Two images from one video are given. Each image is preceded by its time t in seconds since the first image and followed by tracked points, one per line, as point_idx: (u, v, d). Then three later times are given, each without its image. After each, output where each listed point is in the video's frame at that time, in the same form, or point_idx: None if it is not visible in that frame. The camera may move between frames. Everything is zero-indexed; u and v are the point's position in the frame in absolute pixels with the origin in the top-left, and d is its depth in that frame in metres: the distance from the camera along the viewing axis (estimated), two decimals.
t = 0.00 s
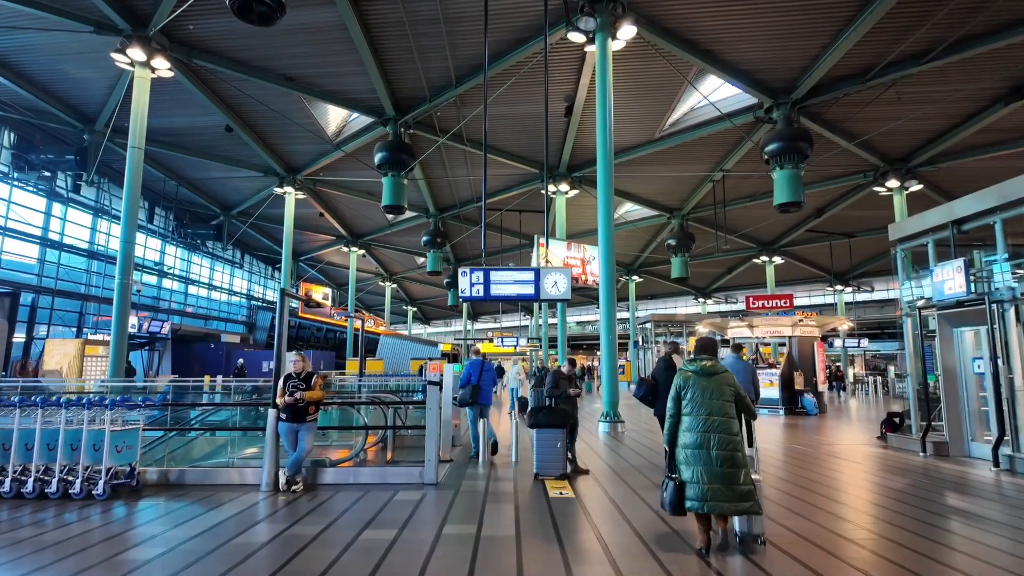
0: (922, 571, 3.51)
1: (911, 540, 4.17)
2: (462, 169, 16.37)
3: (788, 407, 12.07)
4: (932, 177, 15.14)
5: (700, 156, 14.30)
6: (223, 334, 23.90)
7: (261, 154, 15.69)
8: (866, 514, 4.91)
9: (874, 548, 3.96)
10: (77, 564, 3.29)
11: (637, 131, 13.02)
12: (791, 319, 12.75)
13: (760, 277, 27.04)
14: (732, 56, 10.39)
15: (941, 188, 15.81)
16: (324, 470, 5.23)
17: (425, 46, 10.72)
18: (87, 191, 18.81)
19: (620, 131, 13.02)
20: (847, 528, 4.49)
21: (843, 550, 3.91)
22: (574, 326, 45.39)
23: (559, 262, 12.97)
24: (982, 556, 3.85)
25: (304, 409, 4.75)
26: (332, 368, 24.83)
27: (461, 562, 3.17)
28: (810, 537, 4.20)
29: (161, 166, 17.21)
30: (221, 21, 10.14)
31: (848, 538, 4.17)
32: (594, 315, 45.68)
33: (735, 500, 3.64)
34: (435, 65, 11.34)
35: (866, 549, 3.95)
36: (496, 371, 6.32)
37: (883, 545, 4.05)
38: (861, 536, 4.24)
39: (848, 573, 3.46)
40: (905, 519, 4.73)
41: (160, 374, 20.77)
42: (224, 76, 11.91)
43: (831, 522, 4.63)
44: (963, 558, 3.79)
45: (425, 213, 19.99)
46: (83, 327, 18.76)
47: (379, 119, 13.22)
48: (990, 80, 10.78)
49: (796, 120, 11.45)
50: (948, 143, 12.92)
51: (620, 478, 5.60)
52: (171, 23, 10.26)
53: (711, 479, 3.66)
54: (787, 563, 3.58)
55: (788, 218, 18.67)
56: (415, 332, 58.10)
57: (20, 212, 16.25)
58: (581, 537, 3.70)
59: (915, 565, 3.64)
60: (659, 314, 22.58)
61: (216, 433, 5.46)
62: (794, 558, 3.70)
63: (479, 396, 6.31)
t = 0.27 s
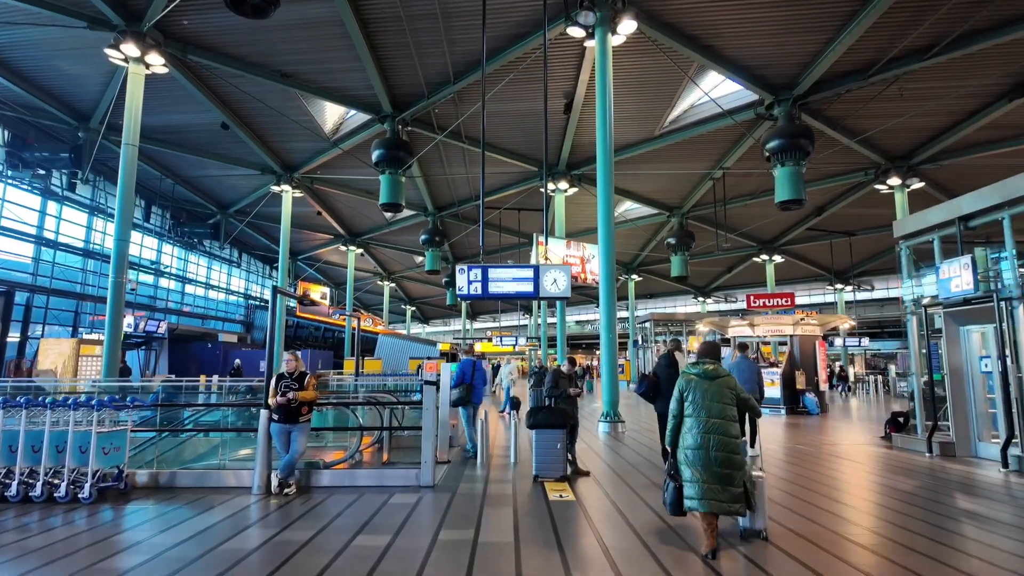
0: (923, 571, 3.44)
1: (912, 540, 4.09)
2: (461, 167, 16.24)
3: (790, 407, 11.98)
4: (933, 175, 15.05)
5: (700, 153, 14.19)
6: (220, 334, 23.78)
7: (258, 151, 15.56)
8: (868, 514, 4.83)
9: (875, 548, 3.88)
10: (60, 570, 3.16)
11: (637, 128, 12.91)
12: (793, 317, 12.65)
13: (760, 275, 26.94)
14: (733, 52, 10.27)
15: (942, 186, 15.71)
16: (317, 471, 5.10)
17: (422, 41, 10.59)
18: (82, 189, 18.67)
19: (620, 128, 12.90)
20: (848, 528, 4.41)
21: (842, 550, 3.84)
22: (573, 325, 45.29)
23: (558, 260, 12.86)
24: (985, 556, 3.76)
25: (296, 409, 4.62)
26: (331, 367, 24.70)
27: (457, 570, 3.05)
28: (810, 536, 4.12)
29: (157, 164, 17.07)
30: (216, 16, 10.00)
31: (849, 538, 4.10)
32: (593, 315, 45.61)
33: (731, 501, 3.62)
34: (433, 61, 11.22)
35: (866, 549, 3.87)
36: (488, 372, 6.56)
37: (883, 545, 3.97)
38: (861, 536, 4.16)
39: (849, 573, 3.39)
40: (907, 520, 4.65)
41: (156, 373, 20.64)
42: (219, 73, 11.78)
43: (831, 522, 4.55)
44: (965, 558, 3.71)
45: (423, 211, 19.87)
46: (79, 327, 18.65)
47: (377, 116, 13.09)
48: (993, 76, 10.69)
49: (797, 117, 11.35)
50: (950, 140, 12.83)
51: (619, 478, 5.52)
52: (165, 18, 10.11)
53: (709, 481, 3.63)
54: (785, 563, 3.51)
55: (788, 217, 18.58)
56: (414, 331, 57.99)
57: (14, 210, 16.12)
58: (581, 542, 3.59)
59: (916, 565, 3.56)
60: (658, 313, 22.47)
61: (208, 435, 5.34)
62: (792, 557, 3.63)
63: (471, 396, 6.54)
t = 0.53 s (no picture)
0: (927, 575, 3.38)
1: (915, 544, 4.03)
2: (461, 167, 16.16)
3: (793, 408, 11.88)
4: (936, 174, 14.94)
5: (701, 153, 14.10)
6: (219, 334, 23.69)
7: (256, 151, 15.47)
8: (872, 517, 4.77)
9: (877, 552, 3.82)
10: None
11: (638, 127, 12.82)
12: (795, 318, 12.59)
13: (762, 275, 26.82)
14: (735, 50, 10.17)
15: (945, 185, 15.62)
16: (313, 476, 5.00)
17: (422, 39, 10.50)
18: (80, 189, 18.58)
19: (621, 127, 12.80)
20: (850, 530, 4.35)
21: (845, 553, 3.78)
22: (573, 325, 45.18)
23: (559, 260, 12.76)
24: (990, 561, 3.69)
25: (292, 412, 4.53)
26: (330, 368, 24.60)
27: None
28: (811, 538, 4.06)
29: (156, 164, 16.97)
30: (213, 14, 9.91)
31: (852, 541, 4.04)
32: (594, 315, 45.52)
33: (731, 495, 3.67)
34: (432, 59, 11.13)
35: (869, 552, 3.81)
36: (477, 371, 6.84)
37: (886, 549, 3.91)
38: (863, 539, 4.11)
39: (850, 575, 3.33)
40: (916, 525, 4.55)
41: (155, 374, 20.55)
42: (217, 72, 11.69)
43: (832, 524, 4.50)
44: (969, 563, 3.65)
45: (423, 211, 19.79)
46: (77, 327, 18.58)
47: (376, 115, 13.00)
48: (997, 75, 10.59)
49: (800, 115, 11.25)
50: (953, 139, 12.74)
51: (621, 481, 5.46)
52: (163, 16, 10.02)
53: (711, 475, 3.69)
54: (785, 564, 3.46)
55: (790, 217, 18.49)
56: (414, 331, 57.89)
57: (12, 210, 16.04)
58: (583, 549, 3.49)
59: (921, 569, 3.49)
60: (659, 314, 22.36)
61: (204, 439, 5.26)
62: (791, 559, 3.59)
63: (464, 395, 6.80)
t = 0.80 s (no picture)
0: None
1: (919, 547, 3.97)
2: (462, 167, 16.10)
3: (794, 409, 11.81)
4: (939, 174, 14.87)
5: (703, 153, 14.04)
6: (219, 335, 23.62)
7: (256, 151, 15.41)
8: (876, 520, 4.70)
9: (880, 554, 3.77)
10: None
11: (639, 127, 12.75)
12: (797, 318, 12.55)
13: (763, 275, 26.75)
14: (737, 49, 10.10)
15: (947, 186, 15.56)
16: (310, 479, 4.91)
17: (422, 38, 10.43)
18: (79, 189, 18.51)
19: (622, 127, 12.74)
20: (853, 533, 4.28)
21: (846, 554, 3.73)
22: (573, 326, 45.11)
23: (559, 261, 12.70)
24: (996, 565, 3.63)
25: (290, 414, 4.47)
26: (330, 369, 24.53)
27: None
28: (813, 540, 4.01)
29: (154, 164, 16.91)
30: (213, 13, 9.85)
31: (853, 543, 3.99)
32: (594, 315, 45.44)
33: (740, 494, 3.72)
34: (433, 59, 11.07)
35: (871, 554, 3.76)
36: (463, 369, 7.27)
37: (890, 552, 3.84)
38: (866, 542, 4.05)
39: None
40: (921, 528, 4.49)
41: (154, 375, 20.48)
42: (216, 71, 11.63)
43: (835, 527, 4.43)
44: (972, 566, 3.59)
45: (423, 211, 19.73)
46: (75, 328, 18.52)
47: (376, 115, 12.94)
48: (1001, 74, 10.53)
49: (802, 115, 11.18)
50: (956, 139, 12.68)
51: (622, 484, 5.40)
52: (161, 15, 9.96)
53: (719, 475, 3.74)
54: (784, 565, 3.44)
55: (791, 217, 18.43)
56: (414, 332, 57.84)
57: (10, 210, 15.98)
58: (586, 555, 3.41)
59: (926, 573, 3.43)
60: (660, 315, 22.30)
61: (200, 441, 5.18)
62: (793, 561, 3.54)
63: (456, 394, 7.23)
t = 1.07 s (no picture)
0: None
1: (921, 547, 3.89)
2: (462, 167, 16.05)
3: (796, 411, 11.77)
4: (941, 174, 14.81)
5: (704, 153, 13.98)
6: (218, 335, 23.59)
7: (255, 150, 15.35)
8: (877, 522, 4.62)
9: (880, 553, 3.71)
10: None
11: (640, 127, 12.70)
12: (799, 319, 12.44)
13: (763, 276, 26.73)
14: (739, 49, 10.06)
15: (949, 186, 15.51)
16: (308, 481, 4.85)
17: (422, 37, 10.38)
18: (78, 189, 18.45)
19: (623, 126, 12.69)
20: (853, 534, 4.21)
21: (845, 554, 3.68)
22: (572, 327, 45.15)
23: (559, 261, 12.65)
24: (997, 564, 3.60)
25: (288, 415, 4.41)
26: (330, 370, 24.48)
27: None
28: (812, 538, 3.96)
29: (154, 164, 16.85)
30: (212, 12, 9.79)
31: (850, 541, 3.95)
32: (594, 316, 45.37)
33: (742, 486, 3.71)
34: (433, 58, 11.02)
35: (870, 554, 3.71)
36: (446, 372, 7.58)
37: (891, 551, 3.78)
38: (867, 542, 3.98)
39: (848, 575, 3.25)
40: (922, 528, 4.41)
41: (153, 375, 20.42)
42: (215, 70, 11.56)
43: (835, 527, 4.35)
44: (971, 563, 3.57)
45: (423, 212, 19.69)
46: (74, 328, 18.46)
47: (376, 114, 12.88)
48: (1004, 74, 10.48)
49: (804, 115, 11.13)
50: (958, 138, 12.64)
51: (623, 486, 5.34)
52: (160, 14, 9.90)
53: (719, 469, 3.73)
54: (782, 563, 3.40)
55: (792, 218, 18.38)
56: (413, 333, 57.85)
57: (7, 210, 15.92)
58: (591, 560, 3.34)
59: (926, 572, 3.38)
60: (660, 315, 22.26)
61: (198, 443, 5.14)
62: (793, 560, 3.48)
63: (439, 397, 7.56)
